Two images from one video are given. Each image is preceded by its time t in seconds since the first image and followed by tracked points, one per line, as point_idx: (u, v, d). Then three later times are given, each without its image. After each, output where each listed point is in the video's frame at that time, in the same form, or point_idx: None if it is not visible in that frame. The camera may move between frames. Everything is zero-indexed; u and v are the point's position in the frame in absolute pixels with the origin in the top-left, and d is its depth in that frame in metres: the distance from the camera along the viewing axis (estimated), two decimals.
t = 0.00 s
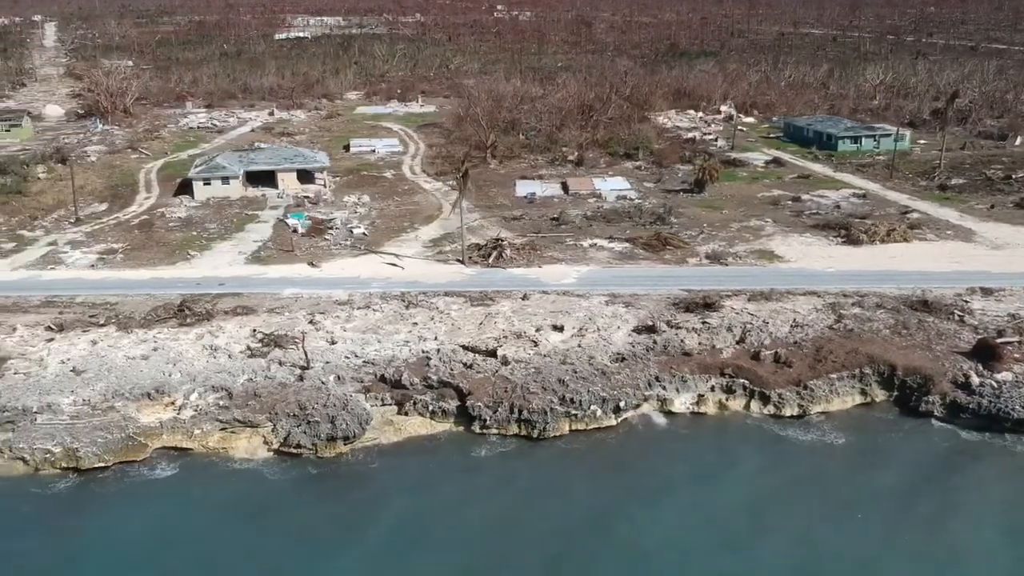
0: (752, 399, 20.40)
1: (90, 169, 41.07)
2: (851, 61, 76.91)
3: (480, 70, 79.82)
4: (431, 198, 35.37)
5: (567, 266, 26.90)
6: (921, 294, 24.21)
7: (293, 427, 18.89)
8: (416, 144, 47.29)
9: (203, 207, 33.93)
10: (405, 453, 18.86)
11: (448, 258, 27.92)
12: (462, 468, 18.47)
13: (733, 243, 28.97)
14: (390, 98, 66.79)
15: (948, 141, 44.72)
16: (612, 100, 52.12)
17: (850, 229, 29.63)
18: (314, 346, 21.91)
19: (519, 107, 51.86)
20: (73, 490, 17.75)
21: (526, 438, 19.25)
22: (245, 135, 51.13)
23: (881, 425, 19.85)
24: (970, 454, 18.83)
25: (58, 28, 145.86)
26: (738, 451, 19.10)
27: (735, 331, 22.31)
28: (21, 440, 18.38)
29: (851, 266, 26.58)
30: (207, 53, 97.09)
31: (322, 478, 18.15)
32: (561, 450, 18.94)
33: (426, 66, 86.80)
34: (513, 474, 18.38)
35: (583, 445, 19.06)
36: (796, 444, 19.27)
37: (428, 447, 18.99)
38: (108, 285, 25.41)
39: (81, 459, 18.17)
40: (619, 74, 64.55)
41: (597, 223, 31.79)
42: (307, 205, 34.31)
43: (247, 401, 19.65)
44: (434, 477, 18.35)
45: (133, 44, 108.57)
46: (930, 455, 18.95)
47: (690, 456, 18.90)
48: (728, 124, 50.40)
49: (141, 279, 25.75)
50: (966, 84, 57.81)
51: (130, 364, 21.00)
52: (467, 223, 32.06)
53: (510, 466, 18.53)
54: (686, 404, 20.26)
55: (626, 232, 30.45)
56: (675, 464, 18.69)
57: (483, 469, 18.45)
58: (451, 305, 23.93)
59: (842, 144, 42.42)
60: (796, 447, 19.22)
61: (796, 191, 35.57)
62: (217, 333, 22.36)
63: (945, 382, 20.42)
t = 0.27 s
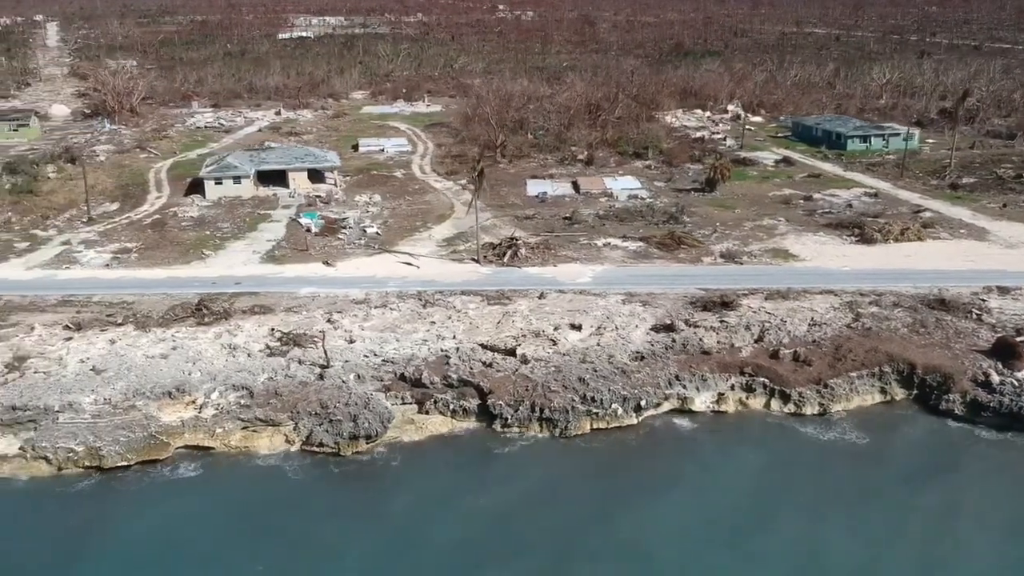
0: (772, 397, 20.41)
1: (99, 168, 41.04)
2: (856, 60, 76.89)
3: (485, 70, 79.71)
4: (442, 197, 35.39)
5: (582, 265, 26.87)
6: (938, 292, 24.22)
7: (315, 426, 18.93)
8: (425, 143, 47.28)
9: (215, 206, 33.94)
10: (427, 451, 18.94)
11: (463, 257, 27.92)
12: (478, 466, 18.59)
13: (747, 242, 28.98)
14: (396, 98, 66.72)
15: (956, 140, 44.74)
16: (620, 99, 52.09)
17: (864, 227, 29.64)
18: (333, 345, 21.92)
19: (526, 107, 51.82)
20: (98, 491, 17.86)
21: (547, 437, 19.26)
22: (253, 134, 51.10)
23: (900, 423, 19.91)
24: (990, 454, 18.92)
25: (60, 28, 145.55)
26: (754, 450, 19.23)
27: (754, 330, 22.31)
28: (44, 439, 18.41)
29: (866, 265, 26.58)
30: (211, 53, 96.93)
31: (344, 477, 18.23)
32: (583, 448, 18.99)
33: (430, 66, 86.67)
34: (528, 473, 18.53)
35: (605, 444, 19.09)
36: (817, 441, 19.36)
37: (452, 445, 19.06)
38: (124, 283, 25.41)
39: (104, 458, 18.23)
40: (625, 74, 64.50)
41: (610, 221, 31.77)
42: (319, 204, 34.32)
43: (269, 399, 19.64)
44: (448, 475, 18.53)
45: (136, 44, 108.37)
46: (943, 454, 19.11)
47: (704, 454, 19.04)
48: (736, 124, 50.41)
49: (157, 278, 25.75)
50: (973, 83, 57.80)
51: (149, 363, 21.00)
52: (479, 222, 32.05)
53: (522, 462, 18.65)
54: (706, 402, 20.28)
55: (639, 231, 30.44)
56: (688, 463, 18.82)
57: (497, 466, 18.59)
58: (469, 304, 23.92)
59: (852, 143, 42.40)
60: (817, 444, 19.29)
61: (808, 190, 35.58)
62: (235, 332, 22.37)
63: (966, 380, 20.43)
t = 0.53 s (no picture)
0: (792, 396, 20.42)
1: (109, 168, 41.04)
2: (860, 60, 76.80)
3: (490, 69, 79.64)
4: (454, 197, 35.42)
5: (598, 263, 26.88)
6: (955, 291, 24.23)
7: (338, 424, 18.95)
8: (433, 143, 47.27)
9: (227, 205, 33.95)
10: (450, 450, 18.95)
11: (478, 257, 27.93)
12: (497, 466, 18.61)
13: (761, 241, 29.01)
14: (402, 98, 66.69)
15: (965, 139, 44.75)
16: (627, 98, 52.08)
17: (878, 226, 29.64)
18: (352, 344, 21.96)
19: (534, 106, 51.80)
20: (121, 489, 17.87)
21: (569, 435, 19.25)
22: (260, 134, 51.09)
23: (920, 420, 19.93)
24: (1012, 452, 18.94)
25: (61, 28, 145.27)
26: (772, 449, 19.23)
27: (772, 329, 22.32)
28: (66, 438, 18.43)
29: (882, 264, 26.59)
30: (214, 53, 96.79)
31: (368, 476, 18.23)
32: (606, 446, 18.98)
33: (435, 65, 86.61)
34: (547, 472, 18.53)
35: (627, 442, 19.09)
36: (839, 439, 19.35)
37: (474, 444, 19.08)
38: (141, 282, 25.41)
39: (127, 456, 18.25)
40: (631, 73, 64.44)
41: (623, 220, 31.75)
42: (331, 204, 34.34)
43: (290, 398, 19.67)
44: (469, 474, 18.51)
45: (139, 44, 108.20)
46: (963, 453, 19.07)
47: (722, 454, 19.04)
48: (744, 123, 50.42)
49: (174, 277, 25.77)
50: (979, 83, 57.80)
51: (169, 362, 21.00)
52: (492, 221, 32.05)
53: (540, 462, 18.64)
54: (727, 401, 20.28)
55: (652, 229, 30.43)
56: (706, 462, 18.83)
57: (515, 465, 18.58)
58: (486, 303, 23.94)
59: (861, 142, 42.39)
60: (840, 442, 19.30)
61: (820, 189, 35.59)
62: (254, 331, 22.40)
63: (986, 379, 20.44)
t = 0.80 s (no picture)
0: (813, 394, 20.44)
1: (119, 168, 41.04)
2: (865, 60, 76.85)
3: (495, 70, 79.63)
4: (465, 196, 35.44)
5: (613, 262, 26.88)
6: (972, 290, 24.23)
7: (359, 423, 18.96)
8: (442, 142, 47.27)
9: (239, 205, 33.96)
10: (472, 448, 18.94)
11: (493, 256, 27.94)
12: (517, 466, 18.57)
13: (775, 240, 29.02)
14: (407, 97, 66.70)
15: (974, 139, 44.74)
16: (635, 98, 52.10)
17: (891, 226, 29.64)
18: (371, 343, 21.97)
19: (542, 105, 51.79)
20: (144, 486, 17.84)
21: (590, 434, 19.23)
22: (269, 134, 51.11)
23: (940, 420, 19.91)
24: None
25: (64, 28, 145.17)
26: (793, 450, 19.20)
27: (791, 328, 22.33)
28: (89, 437, 18.42)
29: (898, 263, 26.59)
30: (219, 52, 96.77)
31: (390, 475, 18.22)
32: (627, 445, 18.97)
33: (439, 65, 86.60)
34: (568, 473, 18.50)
35: (648, 441, 19.08)
36: (861, 438, 19.36)
37: (497, 442, 19.05)
38: (157, 281, 25.42)
39: (150, 455, 18.24)
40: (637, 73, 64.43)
41: (636, 220, 31.74)
42: (343, 203, 34.36)
43: (312, 397, 19.68)
44: (490, 473, 18.48)
45: (143, 44, 108.17)
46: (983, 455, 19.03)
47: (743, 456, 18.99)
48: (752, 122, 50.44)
49: (190, 276, 25.78)
50: (986, 82, 57.79)
51: (189, 360, 21.00)
52: (504, 221, 32.06)
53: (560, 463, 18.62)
54: (747, 400, 20.28)
55: (665, 228, 30.42)
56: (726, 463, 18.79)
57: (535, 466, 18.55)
58: (503, 302, 23.94)
59: (871, 141, 42.38)
60: (862, 442, 19.29)
61: (831, 188, 35.60)
62: (272, 330, 22.43)
63: (1007, 378, 20.43)
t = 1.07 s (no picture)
0: (833, 394, 20.46)
1: (129, 168, 41.04)
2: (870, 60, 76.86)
3: (500, 70, 79.62)
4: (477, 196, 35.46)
5: (629, 262, 26.87)
6: (990, 290, 24.23)
7: (382, 422, 18.96)
8: (451, 142, 47.28)
9: (252, 205, 33.96)
10: (494, 448, 18.82)
11: (508, 255, 27.95)
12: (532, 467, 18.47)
13: (790, 240, 29.03)
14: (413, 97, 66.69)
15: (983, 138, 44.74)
16: (643, 97, 52.11)
17: (906, 225, 29.64)
18: (390, 342, 21.97)
19: (549, 105, 51.78)
20: (167, 484, 17.76)
21: (612, 433, 19.21)
22: (277, 134, 51.14)
23: (962, 417, 19.88)
24: None
25: (66, 28, 145.14)
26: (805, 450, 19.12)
27: (810, 327, 22.33)
28: (112, 437, 18.41)
29: (914, 262, 26.60)
30: (223, 52, 96.72)
31: (414, 473, 18.18)
32: (650, 444, 18.90)
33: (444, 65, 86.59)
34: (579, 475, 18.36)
35: (671, 441, 18.99)
36: (885, 438, 19.26)
37: (521, 442, 18.94)
38: (174, 281, 25.45)
39: (173, 454, 18.19)
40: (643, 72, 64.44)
41: (649, 219, 31.72)
42: (355, 203, 34.38)
43: (333, 397, 19.70)
44: (512, 469, 18.39)
45: (146, 44, 108.24)
46: (999, 449, 19.01)
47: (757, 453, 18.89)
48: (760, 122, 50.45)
49: (206, 276, 25.81)
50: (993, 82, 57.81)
51: (209, 360, 21.01)
52: (517, 220, 32.06)
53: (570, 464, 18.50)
54: (768, 399, 20.28)
55: (679, 228, 30.41)
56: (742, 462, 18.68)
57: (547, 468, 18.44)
58: (521, 301, 23.94)
59: (880, 141, 42.38)
60: (887, 440, 19.23)
61: (843, 188, 35.61)
62: (291, 329, 22.46)
63: None
